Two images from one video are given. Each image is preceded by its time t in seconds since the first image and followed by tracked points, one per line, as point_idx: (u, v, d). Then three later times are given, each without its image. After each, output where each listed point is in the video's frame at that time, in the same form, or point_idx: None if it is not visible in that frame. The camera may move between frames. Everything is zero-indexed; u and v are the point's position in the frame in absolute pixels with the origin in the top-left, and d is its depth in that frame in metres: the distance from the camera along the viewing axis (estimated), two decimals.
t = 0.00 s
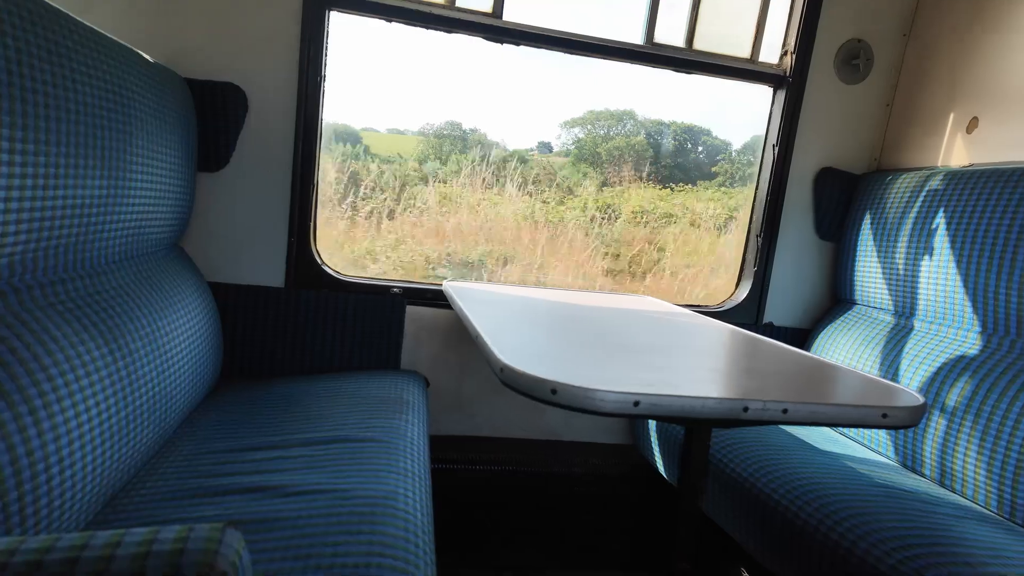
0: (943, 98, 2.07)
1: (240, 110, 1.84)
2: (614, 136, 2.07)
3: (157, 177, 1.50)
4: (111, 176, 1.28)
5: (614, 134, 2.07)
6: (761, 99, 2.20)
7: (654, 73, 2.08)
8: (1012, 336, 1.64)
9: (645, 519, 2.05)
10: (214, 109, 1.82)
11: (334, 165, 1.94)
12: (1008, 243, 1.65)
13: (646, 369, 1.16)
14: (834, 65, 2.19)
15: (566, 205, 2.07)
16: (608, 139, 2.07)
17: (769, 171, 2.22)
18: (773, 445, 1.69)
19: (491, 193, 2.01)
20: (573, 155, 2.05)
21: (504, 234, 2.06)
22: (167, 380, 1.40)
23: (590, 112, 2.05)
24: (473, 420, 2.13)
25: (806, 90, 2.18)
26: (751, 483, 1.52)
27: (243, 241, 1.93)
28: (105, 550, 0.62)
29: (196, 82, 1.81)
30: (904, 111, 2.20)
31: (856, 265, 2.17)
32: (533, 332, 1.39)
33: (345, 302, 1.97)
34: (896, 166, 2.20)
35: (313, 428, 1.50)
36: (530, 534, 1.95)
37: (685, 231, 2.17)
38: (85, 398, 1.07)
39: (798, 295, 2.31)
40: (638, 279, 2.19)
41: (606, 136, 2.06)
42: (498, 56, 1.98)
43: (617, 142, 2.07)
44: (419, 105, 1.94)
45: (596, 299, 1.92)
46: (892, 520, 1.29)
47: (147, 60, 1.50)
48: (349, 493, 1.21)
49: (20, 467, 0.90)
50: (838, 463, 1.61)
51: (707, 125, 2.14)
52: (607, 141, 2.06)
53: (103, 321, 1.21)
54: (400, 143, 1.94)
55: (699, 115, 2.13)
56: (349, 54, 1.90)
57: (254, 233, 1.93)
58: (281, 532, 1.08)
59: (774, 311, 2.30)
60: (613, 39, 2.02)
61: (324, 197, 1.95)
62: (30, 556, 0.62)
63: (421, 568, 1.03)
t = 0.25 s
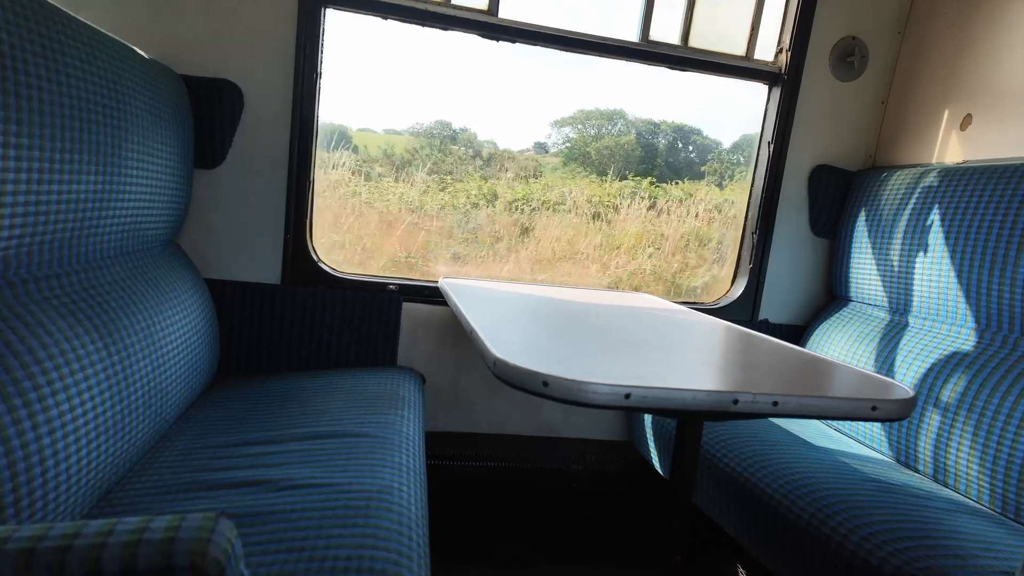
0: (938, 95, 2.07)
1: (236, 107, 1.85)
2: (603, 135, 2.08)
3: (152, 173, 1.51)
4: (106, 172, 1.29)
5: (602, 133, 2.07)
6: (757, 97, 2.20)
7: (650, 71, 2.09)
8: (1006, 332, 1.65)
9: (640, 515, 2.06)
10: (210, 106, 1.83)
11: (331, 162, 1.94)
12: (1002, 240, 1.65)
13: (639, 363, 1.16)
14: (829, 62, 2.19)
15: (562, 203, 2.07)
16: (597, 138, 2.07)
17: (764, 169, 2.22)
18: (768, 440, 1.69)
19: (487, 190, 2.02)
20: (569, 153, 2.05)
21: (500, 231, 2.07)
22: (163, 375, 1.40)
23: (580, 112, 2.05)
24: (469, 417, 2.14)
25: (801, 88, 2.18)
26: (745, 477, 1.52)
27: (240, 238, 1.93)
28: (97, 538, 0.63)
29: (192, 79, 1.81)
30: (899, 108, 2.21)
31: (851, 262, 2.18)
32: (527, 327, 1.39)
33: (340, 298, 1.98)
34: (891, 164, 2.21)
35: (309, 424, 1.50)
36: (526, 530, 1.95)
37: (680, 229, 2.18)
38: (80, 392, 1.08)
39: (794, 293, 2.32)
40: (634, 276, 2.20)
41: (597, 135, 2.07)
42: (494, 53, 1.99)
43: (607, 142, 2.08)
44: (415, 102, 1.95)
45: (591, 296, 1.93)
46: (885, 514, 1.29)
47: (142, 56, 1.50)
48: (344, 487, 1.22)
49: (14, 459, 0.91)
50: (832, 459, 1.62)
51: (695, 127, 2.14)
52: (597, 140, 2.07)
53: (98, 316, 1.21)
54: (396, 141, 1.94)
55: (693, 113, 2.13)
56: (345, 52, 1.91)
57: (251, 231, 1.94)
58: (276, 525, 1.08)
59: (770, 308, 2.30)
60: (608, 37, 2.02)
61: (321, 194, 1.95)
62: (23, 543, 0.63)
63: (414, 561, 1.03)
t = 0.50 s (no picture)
0: (931, 95, 2.08)
1: (230, 106, 1.86)
2: (592, 135, 2.08)
3: (147, 173, 1.51)
4: (101, 172, 1.29)
5: (591, 132, 2.07)
6: (752, 97, 2.21)
7: (645, 72, 2.10)
8: (998, 331, 1.66)
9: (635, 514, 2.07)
10: (205, 106, 1.83)
11: (326, 162, 1.95)
12: (995, 239, 1.66)
13: (631, 362, 1.17)
14: (823, 63, 2.20)
15: (557, 203, 2.08)
16: (585, 138, 2.07)
17: (759, 169, 2.23)
18: (761, 439, 1.70)
19: (482, 190, 2.03)
20: (565, 153, 2.06)
21: (497, 231, 2.07)
22: (158, 375, 1.41)
23: (570, 110, 2.05)
24: (465, 417, 2.14)
25: (795, 88, 2.19)
26: (738, 476, 1.53)
27: (236, 239, 1.94)
28: (90, 534, 0.64)
29: (188, 80, 1.81)
30: (892, 109, 2.22)
31: (845, 261, 2.19)
32: (521, 326, 1.40)
33: (335, 297, 1.99)
34: (885, 164, 2.22)
35: (304, 423, 1.51)
36: (521, 529, 1.96)
37: (675, 229, 2.19)
38: (74, 391, 1.08)
39: (789, 292, 2.32)
40: (630, 276, 2.21)
41: (585, 134, 2.07)
42: (489, 54, 1.99)
43: (596, 141, 2.08)
44: (411, 103, 1.95)
45: (587, 296, 1.93)
46: (876, 512, 1.30)
47: (138, 57, 1.51)
48: (338, 485, 1.22)
49: (8, 458, 0.91)
50: (825, 457, 1.63)
51: (689, 126, 2.14)
52: (585, 139, 2.07)
53: (92, 316, 1.22)
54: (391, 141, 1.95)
55: (688, 114, 2.14)
56: (340, 52, 1.91)
57: (247, 231, 1.94)
58: (270, 523, 1.09)
59: (764, 307, 2.31)
60: (603, 37, 2.03)
61: (317, 194, 1.96)
62: (16, 539, 0.63)
63: (408, 558, 1.04)
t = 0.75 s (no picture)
0: (925, 96, 2.09)
1: (226, 106, 1.84)
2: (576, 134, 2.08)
3: (143, 175, 1.51)
4: (96, 174, 1.29)
5: (575, 131, 2.07)
6: (747, 98, 2.22)
7: (640, 73, 2.10)
8: (992, 330, 1.66)
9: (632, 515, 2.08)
10: (201, 106, 1.82)
11: (321, 163, 1.95)
12: (989, 239, 1.67)
13: (626, 363, 1.18)
14: (818, 64, 2.21)
15: (552, 203, 2.08)
16: (569, 136, 2.07)
17: (754, 170, 2.24)
18: (757, 439, 1.71)
19: (477, 191, 2.03)
20: (559, 154, 2.06)
21: (492, 233, 2.07)
22: (154, 376, 1.41)
23: (557, 109, 2.06)
24: (462, 417, 2.15)
25: (790, 89, 2.20)
26: (734, 476, 1.53)
27: (231, 240, 1.94)
28: (85, 536, 0.64)
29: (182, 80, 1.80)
30: (887, 109, 2.23)
31: (840, 261, 2.19)
32: (517, 327, 1.40)
33: (331, 298, 1.99)
34: (879, 164, 2.23)
35: (301, 424, 1.51)
36: (518, 529, 1.96)
37: (670, 231, 2.19)
38: (70, 393, 1.08)
39: (784, 292, 2.33)
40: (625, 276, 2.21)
41: (564, 133, 2.06)
42: (484, 55, 2.00)
43: (580, 139, 2.07)
44: (405, 104, 1.95)
45: (583, 296, 1.94)
46: (871, 511, 1.31)
47: (133, 58, 1.51)
48: (334, 486, 1.23)
49: (3, 460, 0.91)
50: (820, 457, 1.63)
51: (684, 126, 2.15)
52: (568, 137, 2.07)
53: (88, 317, 1.22)
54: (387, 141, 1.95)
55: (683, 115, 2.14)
56: (335, 54, 1.91)
57: (243, 232, 1.94)
58: (266, 524, 1.09)
59: (760, 307, 2.32)
60: (598, 39, 2.04)
61: (312, 195, 1.96)
62: (11, 542, 0.63)
63: (404, 559, 1.04)
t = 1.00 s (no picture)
0: (916, 97, 2.10)
1: (220, 109, 1.86)
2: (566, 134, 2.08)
3: (135, 176, 1.51)
4: (87, 175, 1.29)
5: (565, 130, 2.07)
6: (740, 99, 2.23)
7: (634, 74, 2.11)
8: (983, 330, 1.67)
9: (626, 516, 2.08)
10: (193, 109, 1.83)
11: (314, 164, 1.95)
12: (979, 240, 1.68)
13: (617, 364, 1.18)
14: (810, 65, 2.22)
15: (546, 204, 2.09)
16: (560, 136, 2.07)
17: (746, 170, 2.25)
18: (749, 439, 1.71)
19: (472, 192, 2.03)
20: (553, 154, 2.07)
21: (486, 233, 2.08)
22: (146, 378, 1.40)
23: (547, 109, 2.06)
24: (456, 418, 2.15)
25: (782, 91, 2.21)
26: (726, 476, 1.54)
27: (225, 242, 1.94)
28: (73, 538, 0.64)
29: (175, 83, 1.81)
30: (879, 111, 2.24)
31: (833, 261, 2.20)
32: (509, 328, 1.40)
33: (325, 300, 2.00)
34: (871, 165, 2.23)
35: (293, 426, 1.51)
36: (512, 530, 1.96)
37: (664, 231, 2.20)
38: (61, 395, 1.08)
39: (777, 293, 2.34)
40: (619, 277, 2.21)
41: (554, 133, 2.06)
42: (478, 57, 2.00)
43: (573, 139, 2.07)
44: (399, 105, 1.96)
45: (577, 297, 1.94)
46: (862, 510, 1.31)
47: (125, 60, 1.51)
48: (326, 488, 1.23)
49: None
50: (812, 456, 1.64)
51: (678, 127, 2.15)
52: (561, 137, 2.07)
53: (79, 320, 1.21)
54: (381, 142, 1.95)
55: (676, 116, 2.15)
56: (329, 56, 1.92)
57: (236, 234, 1.94)
58: (257, 526, 1.09)
59: (753, 308, 2.33)
60: (592, 41, 2.04)
61: (306, 196, 1.96)
62: None
63: (395, 560, 1.04)
